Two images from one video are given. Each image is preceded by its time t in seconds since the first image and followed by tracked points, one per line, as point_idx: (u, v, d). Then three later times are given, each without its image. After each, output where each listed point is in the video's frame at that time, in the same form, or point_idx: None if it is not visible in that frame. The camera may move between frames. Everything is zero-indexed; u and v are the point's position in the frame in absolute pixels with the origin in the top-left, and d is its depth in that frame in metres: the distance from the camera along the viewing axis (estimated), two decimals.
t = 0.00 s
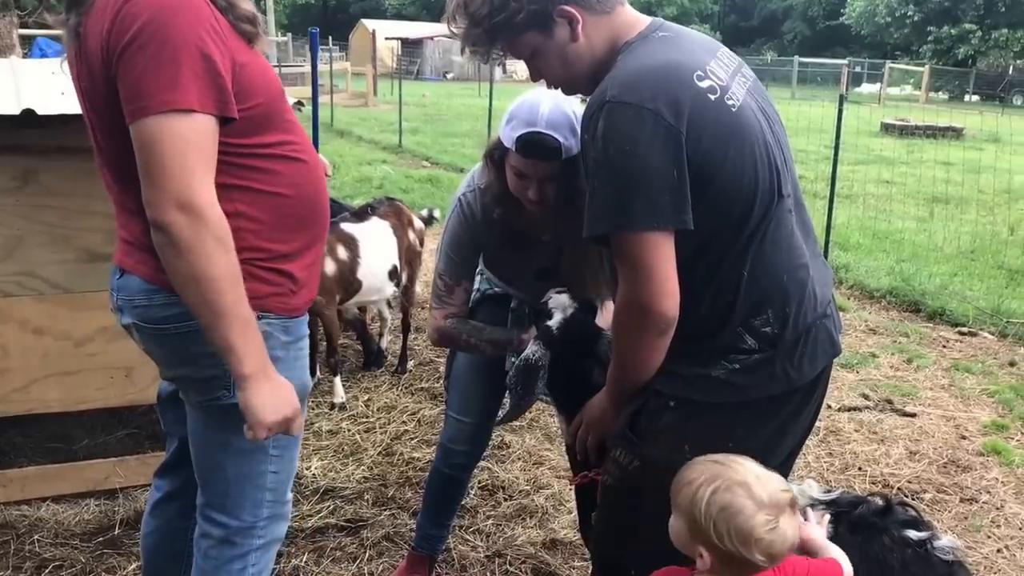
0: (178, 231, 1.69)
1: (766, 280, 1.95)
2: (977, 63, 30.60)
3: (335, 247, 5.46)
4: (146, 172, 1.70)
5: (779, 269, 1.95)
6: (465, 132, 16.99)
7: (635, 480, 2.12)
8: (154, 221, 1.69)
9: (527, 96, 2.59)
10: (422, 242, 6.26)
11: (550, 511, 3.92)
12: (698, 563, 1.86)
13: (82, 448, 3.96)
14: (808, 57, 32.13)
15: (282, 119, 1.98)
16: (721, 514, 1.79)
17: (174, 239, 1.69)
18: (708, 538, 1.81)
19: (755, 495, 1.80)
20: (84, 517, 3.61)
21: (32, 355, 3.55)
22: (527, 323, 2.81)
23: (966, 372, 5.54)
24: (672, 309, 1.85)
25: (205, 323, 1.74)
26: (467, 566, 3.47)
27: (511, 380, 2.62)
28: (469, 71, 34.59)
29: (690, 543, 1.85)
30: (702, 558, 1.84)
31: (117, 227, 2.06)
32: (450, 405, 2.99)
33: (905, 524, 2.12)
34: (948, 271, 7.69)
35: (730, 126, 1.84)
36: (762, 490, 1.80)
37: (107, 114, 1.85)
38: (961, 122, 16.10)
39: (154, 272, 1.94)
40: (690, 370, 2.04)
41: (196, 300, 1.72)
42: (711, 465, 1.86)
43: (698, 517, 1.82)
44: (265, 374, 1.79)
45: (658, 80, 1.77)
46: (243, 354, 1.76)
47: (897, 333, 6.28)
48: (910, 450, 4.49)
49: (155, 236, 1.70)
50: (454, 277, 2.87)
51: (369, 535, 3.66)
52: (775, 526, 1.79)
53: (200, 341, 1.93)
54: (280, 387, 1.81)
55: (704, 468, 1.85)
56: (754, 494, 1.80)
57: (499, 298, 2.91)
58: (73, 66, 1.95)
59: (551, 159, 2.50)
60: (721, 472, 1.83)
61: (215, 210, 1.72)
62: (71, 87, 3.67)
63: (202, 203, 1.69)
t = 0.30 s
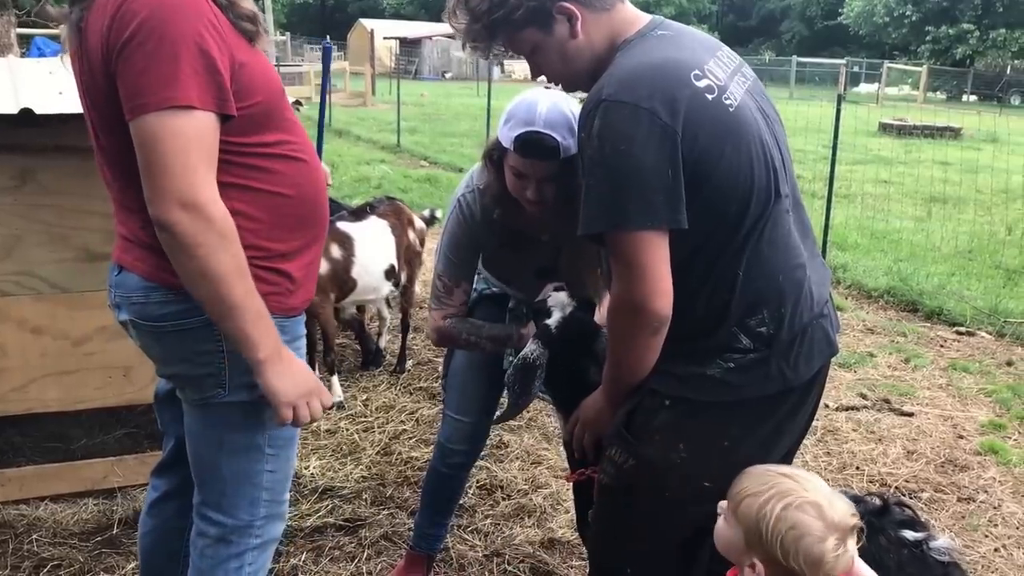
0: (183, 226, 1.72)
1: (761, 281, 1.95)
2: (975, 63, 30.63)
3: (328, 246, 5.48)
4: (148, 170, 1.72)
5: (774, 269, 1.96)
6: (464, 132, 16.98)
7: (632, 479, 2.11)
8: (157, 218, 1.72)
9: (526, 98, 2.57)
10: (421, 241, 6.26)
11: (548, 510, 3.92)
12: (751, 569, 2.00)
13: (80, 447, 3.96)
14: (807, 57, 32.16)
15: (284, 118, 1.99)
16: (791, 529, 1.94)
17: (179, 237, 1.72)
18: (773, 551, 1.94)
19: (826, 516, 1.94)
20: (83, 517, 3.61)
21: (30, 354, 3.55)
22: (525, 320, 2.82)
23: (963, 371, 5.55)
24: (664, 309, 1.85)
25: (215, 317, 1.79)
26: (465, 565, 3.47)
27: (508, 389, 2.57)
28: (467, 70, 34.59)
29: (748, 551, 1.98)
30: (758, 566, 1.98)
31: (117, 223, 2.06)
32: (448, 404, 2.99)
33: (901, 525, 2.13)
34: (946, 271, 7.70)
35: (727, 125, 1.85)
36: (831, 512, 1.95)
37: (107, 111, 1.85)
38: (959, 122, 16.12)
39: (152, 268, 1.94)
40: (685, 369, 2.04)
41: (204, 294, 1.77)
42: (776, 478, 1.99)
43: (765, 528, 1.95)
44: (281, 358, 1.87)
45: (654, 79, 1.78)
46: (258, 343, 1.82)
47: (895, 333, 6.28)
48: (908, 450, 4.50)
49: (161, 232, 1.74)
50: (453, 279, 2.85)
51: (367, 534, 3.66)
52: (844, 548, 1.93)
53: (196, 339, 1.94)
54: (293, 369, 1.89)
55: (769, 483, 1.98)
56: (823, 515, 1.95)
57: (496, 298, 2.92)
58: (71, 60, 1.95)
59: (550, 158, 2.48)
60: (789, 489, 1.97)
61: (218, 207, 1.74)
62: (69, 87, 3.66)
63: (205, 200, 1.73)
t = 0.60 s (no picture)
0: (188, 223, 1.72)
1: (759, 280, 1.95)
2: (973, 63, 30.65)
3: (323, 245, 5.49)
4: (152, 166, 1.72)
5: (772, 268, 1.95)
6: (462, 132, 16.97)
7: (629, 477, 2.11)
8: (161, 214, 1.73)
9: (528, 101, 2.55)
10: (422, 241, 6.25)
11: (546, 510, 3.92)
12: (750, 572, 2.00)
13: (78, 447, 3.95)
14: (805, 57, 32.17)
15: (285, 118, 1.99)
16: (790, 531, 1.94)
17: (183, 233, 1.73)
18: (774, 554, 1.95)
19: (825, 516, 1.96)
20: (80, 517, 3.61)
21: (29, 354, 3.54)
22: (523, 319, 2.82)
23: (961, 371, 5.55)
24: (662, 308, 1.85)
25: (216, 314, 1.79)
26: (464, 565, 3.47)
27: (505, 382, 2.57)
28: (466, 70, 34.57)
29: (747, 554, 1.99)
30: (757, 569, 1.98)
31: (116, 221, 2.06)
32: (446, 404, 2.99)
33: (895, 523, 2.15)
34: (944, 271, 7.70)
35: (725, 125, 1.84)
36: (830, 513, 1.96)
37: (110, 108, 1.86)
38: (957, 122, 16.13)
39: (151, 267, 1.94)
40: (683, 368, 2.04)
41: (206, 292, 1.77)
42: (775, 480, 1.99)
43: (765, 531, 1.96)
44: (275, 357, 1.86)
45: (653, 78, 1.78)
46: (254, 343, 1.82)
47: (893, 333, 6.28)
48: (906, 449, 4.50)
49: (164, 229, 1.74)
50: (454, 280, 2.83)
51: (366, 534, 3.66)
52: (844, 549, 1.95)
53: (195, 337, 1.94)
54: (290, 370, 1.89)
55: (768, 485, 1.98)
56: (822, 516, 1.96)
57: (494, 298, 2.93)
58: (75, 57, 1.96)
59: (552, 163, 2.46)
60: (789, 491, 1.97)
61: (223, 203, 1.75)
62: (67, 86, 3.66)
63: (211, 196, 1.73)
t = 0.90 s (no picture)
0: (188, 221, 1.72)
1: (757, 280, 1.95)
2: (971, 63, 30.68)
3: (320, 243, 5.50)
4: (154, 164, 1.72)
5: (770, 267, 1.96)
6: (460, 132, 16.96)
7: (627, 478, 2.11)
8: (163, 211, 1.73)
9: (531, 110, 2.53)
10: (422, 242, 6.24)
11: (544, 511, 3.92)
12: (757, 567, 1.99)
13: (76, 448, 3.95)
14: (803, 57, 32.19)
15: (286, 119, 1.99)
16: (800, 524, 1.94)
17: (183, 230, 1.73)
18: (784, 546, 1.94)
19: (835, 511, 1.95)
20: (78, 518, 3.61)
21: (26, 355, 3.54)
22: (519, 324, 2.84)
23: (959, 371, 5.55)
24: (660, 307, 1.85)
25: (215, 313, 1.79)
26: (462, 566, 3.47)
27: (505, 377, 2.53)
28: (464, 71, 34.56)
29: (756, 548, 1.99)
30: (766, 563, 1.97)
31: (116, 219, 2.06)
32: (442, 406, 2.99)
33: (892, 523, 2.14)
34: (942, 271, 7.70)
35: (723, 125, 1.85)
36: (840, 508, 1.96)
37: (113, 106, 1.86)
38: (955, 122, 16.14)
39: (151, 265, 1.94)
40: (680, 368, 2.04)
41: (205, 290, 1.77)
42: (785, 475, 2.00)
43: (775, 524, 1.96)
44: (270, 360, 1.87)
45: (652, 77, 1.78)
46: (249, 343, 1.83)
47: (891, 333, 6.28)
48: (904, 449, 4.50)
49: (166, 226, 1.74)
50: (450, 282, 2.82)
51: (364, 535, 3.66)
52: (853, 545, 1.93)
53: (194, 337, 1.94)
54: (284, 372, 1.90)
55: (778, 479, 1.99)
56: (832, 510, 1.96)
57: (490, 299, 2.93)
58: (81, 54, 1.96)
59: (551, 174, 2.45)
60: (800, 486, 1.98)
61: (224, 201, 1.75)
62: (64, 86, 3.66)
63: (213, 195, 1.73)
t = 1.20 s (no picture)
0: (190, 222, 1.72)
1: (754, 285, 1.95)
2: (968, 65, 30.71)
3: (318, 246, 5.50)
4: (157, 166, 1.72)
5: (767, 272, 1.96)
6: (457, 134, 16.96)
7: (624, 480, 2.11)
8: (165, 213, 1.73)
9: (525, 116, 2.53)
10: (421, 245, 6.23)
11: (543, 513, 3.92)
12: (761, 569, 1.98)
13: (73, 451, 3.94)
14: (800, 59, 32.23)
15: (286, 121, 1.99)
16: (805, 525, 1.93)
17: (186, 231, 1.73)
18: (791, 547, 1.93)
19: (837, 510, 1.96)
20: (76, 521, 3.60)
21: (23, 358, 3.54)
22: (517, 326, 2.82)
23: (957, 373, 5.55)
24: (658, 314, 1.85)
25: (226, 311, 1.79)
26: (460, 568, 3.46)
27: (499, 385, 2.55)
28: (461, 73, 34.57)
29: (760, 551, 1.97)
30: (771, 565, 1.96)
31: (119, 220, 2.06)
32: (439, 408, 2.99)
33: (887, 526, 2.16)
34: (940, 273, 7.71)
35: (720, 130, 1.84)
36: (841, 506, 1.96)
37: (114, 109, 1.86)
38: (952, 124, 16.15)
39: (154, 266, 1.94)
40: (677, 372, 2.04)
41: (209, 290, 1.77)
42: (785, 476, 2.00)
43: (780, 526, 1.95)
44: (282, 356, 1.87)
45: (649, 84, 1.78)
46: (261, 338, 1.82)
47: (889, 335, 6.28)
48: (902, 451, 4.50)
49: (168, 228, 1.74)
50: (446, 286, 2.81)
51: (362, 538, 3.66)
52: (856, 542, 1.94)
53: (197, 338, 1.94)
54: (296, 368, 1.90)
55: (780, 481, 1.98)
56: (834, 509, 1.96)
57: (486, 301, 2.92)
58: (82, 57, 1.96)
59: (546, 180, 2.44)
60: (802, 487, 1.98)
61: (228, 202, 1.75)
62: (62, 89, 3.65)
63: (216, 195, 1.73)
